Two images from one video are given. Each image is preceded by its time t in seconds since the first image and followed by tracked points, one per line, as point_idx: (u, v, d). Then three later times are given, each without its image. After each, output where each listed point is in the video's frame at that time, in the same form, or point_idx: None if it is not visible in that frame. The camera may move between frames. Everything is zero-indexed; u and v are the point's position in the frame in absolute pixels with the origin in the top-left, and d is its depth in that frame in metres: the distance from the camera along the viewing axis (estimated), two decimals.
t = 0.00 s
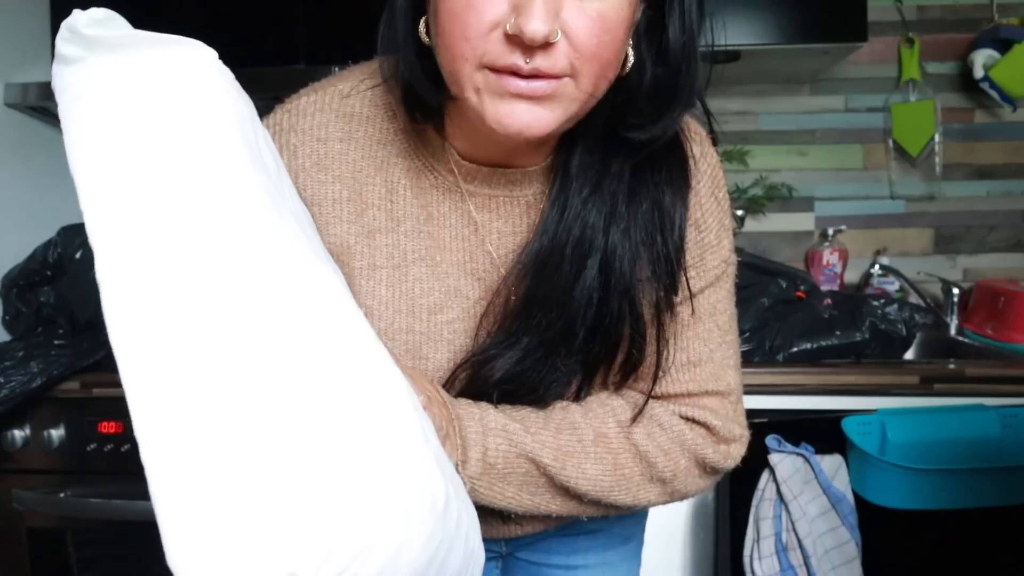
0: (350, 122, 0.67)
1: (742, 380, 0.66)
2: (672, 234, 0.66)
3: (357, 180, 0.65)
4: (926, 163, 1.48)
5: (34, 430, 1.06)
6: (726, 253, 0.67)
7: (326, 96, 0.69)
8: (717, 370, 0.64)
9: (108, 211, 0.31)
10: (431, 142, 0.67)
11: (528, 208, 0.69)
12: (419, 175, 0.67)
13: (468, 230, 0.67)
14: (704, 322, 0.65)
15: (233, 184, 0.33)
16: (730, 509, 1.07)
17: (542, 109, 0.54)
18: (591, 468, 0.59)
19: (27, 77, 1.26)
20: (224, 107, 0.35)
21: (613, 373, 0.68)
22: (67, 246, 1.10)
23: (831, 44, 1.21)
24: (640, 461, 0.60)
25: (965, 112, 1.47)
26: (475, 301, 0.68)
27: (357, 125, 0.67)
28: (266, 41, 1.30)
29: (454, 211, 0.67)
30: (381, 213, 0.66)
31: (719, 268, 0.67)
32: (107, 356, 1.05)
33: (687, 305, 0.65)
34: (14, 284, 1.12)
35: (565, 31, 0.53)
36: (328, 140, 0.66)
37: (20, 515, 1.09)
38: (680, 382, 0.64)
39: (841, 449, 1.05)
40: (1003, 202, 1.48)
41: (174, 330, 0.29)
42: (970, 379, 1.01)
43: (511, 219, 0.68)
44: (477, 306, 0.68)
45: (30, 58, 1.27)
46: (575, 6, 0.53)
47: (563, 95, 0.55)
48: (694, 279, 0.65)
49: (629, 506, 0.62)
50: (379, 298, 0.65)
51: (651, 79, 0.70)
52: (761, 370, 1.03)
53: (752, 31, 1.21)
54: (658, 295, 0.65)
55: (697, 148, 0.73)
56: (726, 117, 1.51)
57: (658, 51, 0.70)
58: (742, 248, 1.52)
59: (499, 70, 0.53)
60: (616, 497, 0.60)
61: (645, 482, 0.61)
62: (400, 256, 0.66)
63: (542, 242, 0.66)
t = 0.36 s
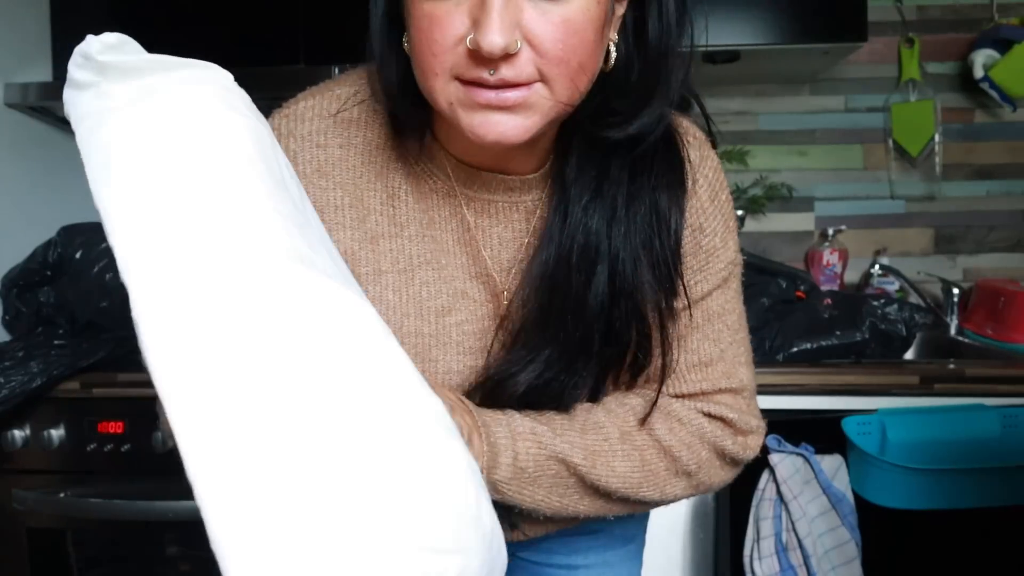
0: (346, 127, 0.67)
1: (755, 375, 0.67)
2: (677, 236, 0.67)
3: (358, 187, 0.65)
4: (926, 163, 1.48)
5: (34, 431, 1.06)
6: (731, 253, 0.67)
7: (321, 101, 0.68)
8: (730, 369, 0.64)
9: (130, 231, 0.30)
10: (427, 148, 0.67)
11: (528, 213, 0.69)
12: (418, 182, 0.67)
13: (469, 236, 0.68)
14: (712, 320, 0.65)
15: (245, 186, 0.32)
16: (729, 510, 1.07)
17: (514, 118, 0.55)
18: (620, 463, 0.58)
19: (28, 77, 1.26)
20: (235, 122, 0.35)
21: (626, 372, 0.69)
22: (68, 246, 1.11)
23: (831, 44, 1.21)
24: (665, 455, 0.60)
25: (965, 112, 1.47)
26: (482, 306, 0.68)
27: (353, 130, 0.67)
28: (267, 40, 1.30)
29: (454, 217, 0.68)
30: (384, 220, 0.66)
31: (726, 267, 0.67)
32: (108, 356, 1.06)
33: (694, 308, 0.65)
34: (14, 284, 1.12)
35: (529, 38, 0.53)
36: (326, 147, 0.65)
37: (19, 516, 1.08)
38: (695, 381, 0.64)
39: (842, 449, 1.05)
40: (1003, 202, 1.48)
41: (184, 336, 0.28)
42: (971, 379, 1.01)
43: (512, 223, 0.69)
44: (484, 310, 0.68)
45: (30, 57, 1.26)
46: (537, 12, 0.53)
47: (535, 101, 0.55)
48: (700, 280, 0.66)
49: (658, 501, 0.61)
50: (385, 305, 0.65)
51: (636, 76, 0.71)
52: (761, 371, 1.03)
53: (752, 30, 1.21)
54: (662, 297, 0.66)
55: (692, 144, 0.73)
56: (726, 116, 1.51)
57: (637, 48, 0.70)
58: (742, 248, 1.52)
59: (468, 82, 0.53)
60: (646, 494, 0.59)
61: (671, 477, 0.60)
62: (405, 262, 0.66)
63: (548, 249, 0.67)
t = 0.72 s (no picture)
0: (336, 140, 0.66)
1: (766, 358, 0.66)
2: (677, 229, 0.67)
3: (353, 198, 0.65)
4: (926, 163, 1.48)
5: (34, 431, 1.06)
6: (731, 244, 0.67)
7: (309, 115, 0.67)
8: (738, 356, 0.63)
9: (194, 267, 0.34)
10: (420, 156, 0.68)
11: (524, 217, 0.69)
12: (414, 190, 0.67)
13: (467, 243, 0.68)
14: (716, 309, 0.65)
15: (295, 220, 0.37)
16: (734, 516, 1.07)
17: (498, 123, 0.54)
18: (658, 442, 0.58)
19: (29, 77, 1.26)
20: (275, 166, 0.40)
21: (639, 364, 0.67)
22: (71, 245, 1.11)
23: (831, 44, 1.21)
24: (694, 434, 0.60)
25: (965, 112, 1.47)
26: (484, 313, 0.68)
27: (344, 143, 0.66)
28: (267, 40, 1.30)
29: (449, 225, 0.68)
30: (383, 229, 0.65)
31: (729, 256, 0.66)
32: (107, 356, 1.06)
33: (698, 301, 0.65)
34: (14, 284, 1.12)
35: (508, 42, 0.53)
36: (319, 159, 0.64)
37: (20, 516, 1.08)
38: (706, 366, 0.63)
39: (841, 449, 1.05)
40: (1003, 202, 1.48)
41: (251, 328, 0.32)
42: (970, 379, 1.01)
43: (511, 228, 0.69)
44: (487, 316, 0.68)
45: (31, 58, 1.26)
46: (513, 15, 0.53)
47: (519, 105, 0.55)
48: (701, 270, 0.65)
49: (693, 482, 0.61)
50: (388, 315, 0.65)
51: (622, 75, 0.70)
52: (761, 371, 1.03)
53: (752, 31, 1.21)
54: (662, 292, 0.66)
55: (684, 137, 0.73)
56: (726, 116, 1.51)
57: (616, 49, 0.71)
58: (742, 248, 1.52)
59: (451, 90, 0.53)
60: (679, 472, 0.59)
61: (700, 454, 0.60)
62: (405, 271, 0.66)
63: (548, 253, 0.67)
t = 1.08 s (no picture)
0: (337, 143, 0.66)
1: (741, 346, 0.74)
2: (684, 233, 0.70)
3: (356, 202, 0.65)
4: (927, 163, 1.48)
5: (34, 431, 1.06)
6: (724, 244, 0.72)
7: (307, 118, 0.68)
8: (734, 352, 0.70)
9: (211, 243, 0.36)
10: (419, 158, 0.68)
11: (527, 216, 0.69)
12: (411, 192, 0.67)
13: (466, 243, 0.68)
14: (716, 308, 0.70)
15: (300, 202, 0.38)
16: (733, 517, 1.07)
17: (526, 138, 0.55)
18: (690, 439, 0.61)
19: (28, 77, 1.26)
20: (282, 149, 0.41)
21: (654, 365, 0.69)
22: (70, 245, 1.11)
23: (831, 44, 1.21)
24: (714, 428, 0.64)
25: (965, 112, 1.47)
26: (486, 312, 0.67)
27: (344, 145, 0.67)
28: (266, 40, 1.30)
29: (447, 225, 0.68)
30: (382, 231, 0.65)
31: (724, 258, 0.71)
32: (107, 356, 1.06)
33: (701, 301, 0.70)
34: (14, 285, 1.12)
35: (540, 60, 0.53)
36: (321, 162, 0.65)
37: (20, 515, 1.08)
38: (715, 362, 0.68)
39: (841, 449, 1.05)
40: (1003, 202, 1.48)
41: (264, 330, 0.34)
42: (970, 378, 1.01)
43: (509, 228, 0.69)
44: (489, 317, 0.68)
45: (31, 58, 1.27)
46: (545, 31, 0.53)
47: (545, 120, 0.55)
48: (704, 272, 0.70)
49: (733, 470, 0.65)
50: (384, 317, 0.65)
51: (622, 81, 0.69)
52: (761, 371, 1.03)
53: (753, 31, 1.21)
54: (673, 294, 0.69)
55: (678, 138, 0.75)
56: (726, 116, 1.51)
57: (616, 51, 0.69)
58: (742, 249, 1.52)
59: (478, 102, 0.53)
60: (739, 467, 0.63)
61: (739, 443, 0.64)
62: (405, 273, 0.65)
63: (564, 255, 0.68)
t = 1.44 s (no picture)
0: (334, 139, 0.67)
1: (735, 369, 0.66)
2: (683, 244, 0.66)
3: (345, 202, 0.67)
4: (927, 163, 1.48)
5: (34, 431, 1.06)
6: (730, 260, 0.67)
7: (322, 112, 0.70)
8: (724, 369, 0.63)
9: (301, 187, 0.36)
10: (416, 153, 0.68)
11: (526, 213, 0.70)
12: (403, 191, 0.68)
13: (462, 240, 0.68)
14: (717, 323, 0.65)
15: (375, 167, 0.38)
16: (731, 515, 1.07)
17: (505, 132, 0.54)
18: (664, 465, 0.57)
19: (27, 78, 1.25)
20: (344, 114, 0.41)
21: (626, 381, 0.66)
22: (69, 245, 1.11)
23: (831, 44, 1.21)
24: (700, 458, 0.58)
25: (965, 112, 1.47)
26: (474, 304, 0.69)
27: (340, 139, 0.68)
28: (267, 40, 1.30)
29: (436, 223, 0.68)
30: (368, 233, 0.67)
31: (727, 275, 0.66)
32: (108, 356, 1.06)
33: (704, 315, 0.64)
34: (14, 285, 1.12)
35: (516, 56, 0.52)
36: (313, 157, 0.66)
37: (20, 516, 1.08)
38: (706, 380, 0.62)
39: (842, 449, 1.05)
40: (1003, 202, 1.48)
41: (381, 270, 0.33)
42: (971, 378, 1.01)
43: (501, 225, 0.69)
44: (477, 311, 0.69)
45: (30, 58, 1.27)
46: (519, 25, 0.52)
47: (525, 117, 0.55)
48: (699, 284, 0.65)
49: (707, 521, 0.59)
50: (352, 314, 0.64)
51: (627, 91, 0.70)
52: (761, 371, 1.03)
53: (752, 30, 1.21)
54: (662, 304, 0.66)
55: (687, 147, 0.72)
56: (726, 116, 1.51)
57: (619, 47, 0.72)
58: (742, 248, 1.52)
59: (456, 99, 0.53)
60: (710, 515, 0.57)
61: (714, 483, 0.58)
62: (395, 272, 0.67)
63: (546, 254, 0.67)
